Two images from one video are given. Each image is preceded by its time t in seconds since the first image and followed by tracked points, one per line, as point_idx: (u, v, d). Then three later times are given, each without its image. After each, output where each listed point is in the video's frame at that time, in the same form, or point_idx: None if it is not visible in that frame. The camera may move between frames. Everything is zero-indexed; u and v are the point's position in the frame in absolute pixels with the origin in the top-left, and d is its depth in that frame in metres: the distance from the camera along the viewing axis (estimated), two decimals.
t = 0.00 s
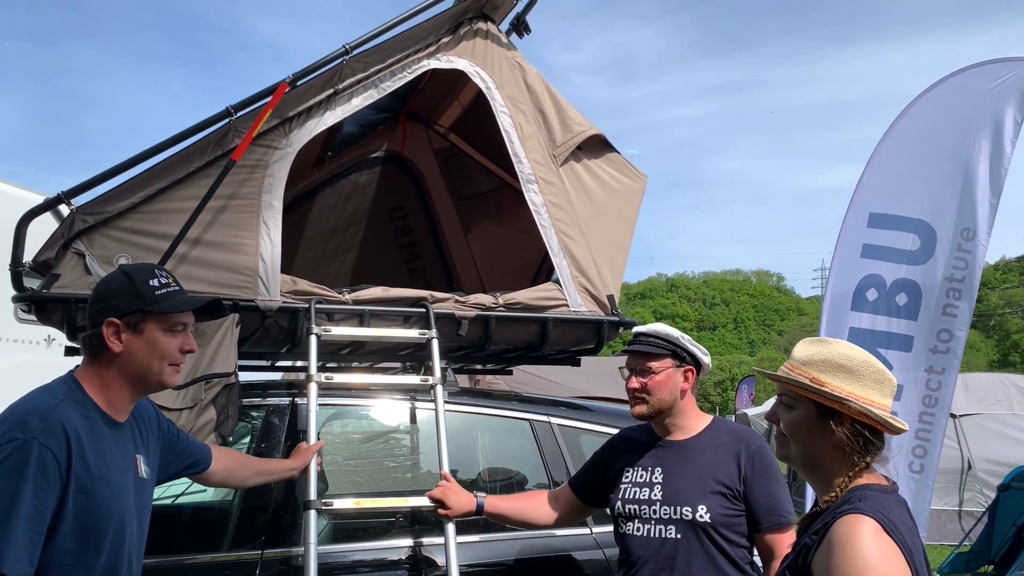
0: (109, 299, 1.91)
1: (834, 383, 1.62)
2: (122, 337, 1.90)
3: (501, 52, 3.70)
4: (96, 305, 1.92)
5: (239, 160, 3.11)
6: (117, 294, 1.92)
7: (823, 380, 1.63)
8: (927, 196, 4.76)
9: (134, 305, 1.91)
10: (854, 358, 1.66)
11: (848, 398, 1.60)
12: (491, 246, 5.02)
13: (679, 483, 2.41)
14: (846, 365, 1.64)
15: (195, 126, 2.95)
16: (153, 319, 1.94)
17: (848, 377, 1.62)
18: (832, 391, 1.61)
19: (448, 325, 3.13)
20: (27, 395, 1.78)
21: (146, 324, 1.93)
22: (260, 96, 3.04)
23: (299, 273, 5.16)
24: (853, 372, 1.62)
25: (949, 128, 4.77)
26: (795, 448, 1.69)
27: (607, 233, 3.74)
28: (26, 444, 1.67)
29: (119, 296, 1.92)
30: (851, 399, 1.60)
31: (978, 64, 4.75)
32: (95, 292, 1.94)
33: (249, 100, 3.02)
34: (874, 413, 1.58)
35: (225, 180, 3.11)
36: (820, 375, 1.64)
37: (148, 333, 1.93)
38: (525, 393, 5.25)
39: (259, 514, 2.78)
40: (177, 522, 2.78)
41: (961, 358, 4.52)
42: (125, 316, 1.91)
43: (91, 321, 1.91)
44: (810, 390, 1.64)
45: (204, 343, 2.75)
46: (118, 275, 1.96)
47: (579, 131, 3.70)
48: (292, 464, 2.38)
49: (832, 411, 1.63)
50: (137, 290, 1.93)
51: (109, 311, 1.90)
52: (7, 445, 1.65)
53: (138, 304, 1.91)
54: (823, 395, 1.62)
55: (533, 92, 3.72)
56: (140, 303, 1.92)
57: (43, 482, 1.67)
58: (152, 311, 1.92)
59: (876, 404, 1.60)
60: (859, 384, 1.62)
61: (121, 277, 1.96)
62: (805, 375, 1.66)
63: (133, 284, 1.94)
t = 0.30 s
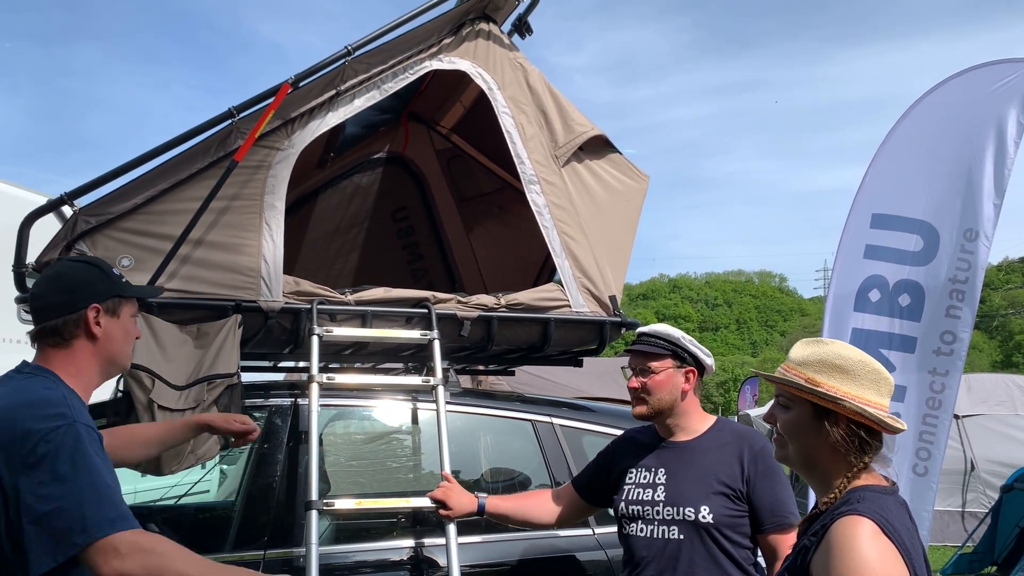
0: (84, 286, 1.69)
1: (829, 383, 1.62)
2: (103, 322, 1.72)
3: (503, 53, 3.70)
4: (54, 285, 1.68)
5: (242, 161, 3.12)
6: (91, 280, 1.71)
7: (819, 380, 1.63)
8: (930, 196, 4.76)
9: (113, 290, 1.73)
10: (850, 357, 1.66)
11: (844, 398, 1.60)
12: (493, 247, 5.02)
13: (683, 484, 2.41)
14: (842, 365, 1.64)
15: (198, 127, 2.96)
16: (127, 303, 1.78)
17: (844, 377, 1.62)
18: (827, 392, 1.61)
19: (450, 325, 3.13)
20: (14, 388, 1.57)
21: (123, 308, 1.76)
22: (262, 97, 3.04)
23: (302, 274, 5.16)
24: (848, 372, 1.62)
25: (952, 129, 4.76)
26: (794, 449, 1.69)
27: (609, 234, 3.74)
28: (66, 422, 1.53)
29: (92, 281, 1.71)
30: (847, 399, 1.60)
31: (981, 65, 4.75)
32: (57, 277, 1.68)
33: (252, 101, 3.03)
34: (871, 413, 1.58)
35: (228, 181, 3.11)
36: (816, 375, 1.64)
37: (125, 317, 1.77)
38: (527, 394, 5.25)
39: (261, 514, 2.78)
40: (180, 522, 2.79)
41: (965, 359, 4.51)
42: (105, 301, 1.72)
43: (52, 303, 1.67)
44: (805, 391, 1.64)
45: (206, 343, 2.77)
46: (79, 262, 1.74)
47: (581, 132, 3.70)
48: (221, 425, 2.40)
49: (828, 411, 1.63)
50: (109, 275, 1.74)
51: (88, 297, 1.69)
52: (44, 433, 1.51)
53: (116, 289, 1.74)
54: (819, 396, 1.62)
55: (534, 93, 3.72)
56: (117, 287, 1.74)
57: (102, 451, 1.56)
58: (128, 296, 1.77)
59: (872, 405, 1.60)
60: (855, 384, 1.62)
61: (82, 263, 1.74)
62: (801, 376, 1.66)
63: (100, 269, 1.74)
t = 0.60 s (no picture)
0: (50, 282, 1.63)
1: (828, 383, 1.62)
2: (68, 314, 1.70)
3: (506, 54, 3.70)
4: (19, 282, 1.59)
5: (245, 162, 3.12)
6: (57, 276, 1.64)
7: (817, 380, 1.63)
8: (933, 197, 4.75)
9: (76, 284, 1.69)
10: (848, 357, 1.65)
11: (842, 398, 1.60)
12: (497, 248, 5.02)
13: (686, 485, 2.40)
14: (840, 365, 1.63)
15: (202, 128, 2.96)
16: (86, 292, 1.75)
17: (842, 377, 1.62)
18: (825, 391, 1.61)
19: (452, 326, 3.13)
20: (24, 390, 1.58)
21: (83, 298, 1.74)
22: (265, 98, 3.04)
23: (305, 275, 5.17)
24: (847, 372, 1.61)
25: (955, 129, 4.76)
26: (794, 449, 1.68)
27: (612, 234, 3.73)
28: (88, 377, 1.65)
29: (57, 278, 1.65)
30: (845, 400, 1.59)
31: (984, 65, 4.74)
32: (19, 274, 1.60)
33: (255, 102, 3.03)
34: (869, 413, 1.58)
35: (231, 182, 3.12)
36: (814, 375, 1.64)
37: (86, 306, 1.75)
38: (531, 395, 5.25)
39: (265, 515, 2.78)
40: (183, 524, 2.79)
41: (969, 361, 4.48)
42: (70, 295, 1.69)
43: (21, 301, 1.60)
44: (804, 391, 1.64)
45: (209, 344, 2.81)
46: (35, 255, 1.65)
47: (584, 132, 3.69)
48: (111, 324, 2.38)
49: (826, 411, 1.63)
50: (71, 267, 1.68)
51: (56, 294, 1.65)
52: (93, 393, 1.62)
53: (79, 282, 1.70)
54: (817, 396, 1.62)
55: (537, 93, 3.72)
56: (79, 279, 1.70)
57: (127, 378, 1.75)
58: (88, 286, 1.74)
59: (871, 405, 1.60)
60: (853, 384, 1.61)
61: (40, 257, 1.65)
62: (800, 376, 1.66)
63: (61, 262, 1.67)
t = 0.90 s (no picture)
0: (33, 293, 1.59)
1: (832, 382, 1.62)
2: (54, 323, 1.66)
3: (509, 54, 3.70)
4: None
5: (248, 163, 3.13)
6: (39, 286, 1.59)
7: (821, 380, 1.63)
8: (936, 196, 4.74)
9: (61, 293, 1.64)
10: (853, 357, 1.65)
11: (847, 397, 1.59)
12: (499, 248, 5.02)
13: (686, 485, 2.40)
14: (844, 365, 1.63)
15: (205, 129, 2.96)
16: (74, 299, 1.70)
17: (846, 377, 1.62)
18: (829, 391, 1.61)
19: (455, 327, 3.13)
20: (31, 389, 1.56)
21: (71, 305, 1.69)
22: (268, 99, 3.05)
23: (308, 276, 5.18)
24: (851, 372, 1.61)
25: (959, 129, 4.74)
26: (798, 449, 1.68)
27: (615, 235, 3.73)
28: (82, 370, 1.65)
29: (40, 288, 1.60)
30: (848, 399, 1.59)
31: (987, 64, 4.72)
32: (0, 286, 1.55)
33: (258, 103, 3.04)
34: (873, 413, 1.57)
35: (235, 183, 3.12)
36: (819, 375, 1.64)
37: (73, 313, 1.71)
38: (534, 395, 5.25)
39: (267, 516, 2.78)
40: (185, 525, 2.78)
41: (974, 361, 4.43)
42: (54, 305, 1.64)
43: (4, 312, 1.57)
44: (808, 390, 1.64)
45: (213, 345, 2.75)
46: (18, 263, 1.60)
47: (587, 133, 3.69)
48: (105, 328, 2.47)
49: (830, 411, 1.63)
50: (55, 275, 1.63)
51: (39, 305, 1.60)
52: (96, 385, 1.63)
53: (63, 290, 1.65)
54: (821, 395, 1.62)
55: (539, 93, 3.72)
56: (64, 287, 1.65)
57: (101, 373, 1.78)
58: (75, 292, 1.69)
59: (875, 405, 1.59)
60: (857, 384, 1.61)
61: (23, 267, 1.60)
62: (804, 375, 1.66)
63: (44, 270, 1.62)
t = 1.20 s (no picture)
0: (13, 284, 1.59)
1: (836, 382, 1.61)
2: (36, 316, 1.67)
3: (511, 55, 3.70)
4: None
5: (250, 164, 3.13)
6: (20, 278, 1.60)
7: (826, 380, 1.62)
8: (940, 196, 4.73)
9: (43, 286, 1.65)
10: (857, 356, 1.65)
11: (851, 397, 1.59)
12: (502, 249, 5.02)
13: (687, 485, 2.40)
14: (848, 364, 1.63)
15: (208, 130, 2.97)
16: (61, 293, 1.71)
17: (851, 376, 1.61)
18: (834, 390, 1.60)
19: (458, 327, 3.14)
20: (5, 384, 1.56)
21: (57, 299, 1.70)
22: (270, 100, 3.05)
23: (311, 276, 5.18)
24: (855, 371, 1.61)
25: (962, 128, 4.73)
26: (802, 449, 1.67)
27: (618, 235, 3.73)
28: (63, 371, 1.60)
29: (21, 279, 1.61)
30: (853, 398, 1.59)
31: (990, 63, 4.71)
32: None
33: (260, 104, 3.04)
34: (878, 413, 1.57)
35: (237, 183, 3.13)
36: (823, 375, 1.64)
37: (60, 307, 1.71)
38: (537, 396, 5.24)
39: (269, 517, 2.78)
40: (189, 525, 2.79)
41: (979, 361, 4.44)
42: (36, 298, 1.64)
43: None
44: (813, 390, 1.64)
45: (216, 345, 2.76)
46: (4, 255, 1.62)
47: (590, 133, 3.70)
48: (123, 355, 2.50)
49: (835, 410, 1.62)
50: (38, 267, 1.64)
51: (19, 297, 1.61)
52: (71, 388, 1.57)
53: (46, 283, 1.65)
54: (825, 395, 1.61)
55: (542, 93, 3.72)
56: (47, 281, 1.66)
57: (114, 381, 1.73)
58: (60, 287, 1.69)
59: (880, 404, 1.59)
60: (862, 383, 1.60)
61: (8, 258, 1.62)
62: (809, 375, 1.66)
63: (28, 262, 1.63)
